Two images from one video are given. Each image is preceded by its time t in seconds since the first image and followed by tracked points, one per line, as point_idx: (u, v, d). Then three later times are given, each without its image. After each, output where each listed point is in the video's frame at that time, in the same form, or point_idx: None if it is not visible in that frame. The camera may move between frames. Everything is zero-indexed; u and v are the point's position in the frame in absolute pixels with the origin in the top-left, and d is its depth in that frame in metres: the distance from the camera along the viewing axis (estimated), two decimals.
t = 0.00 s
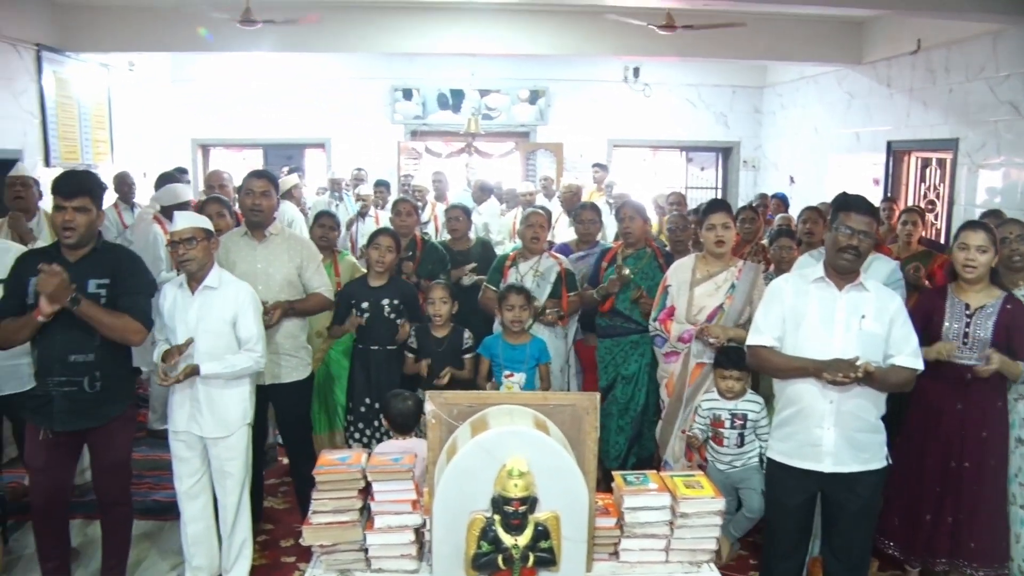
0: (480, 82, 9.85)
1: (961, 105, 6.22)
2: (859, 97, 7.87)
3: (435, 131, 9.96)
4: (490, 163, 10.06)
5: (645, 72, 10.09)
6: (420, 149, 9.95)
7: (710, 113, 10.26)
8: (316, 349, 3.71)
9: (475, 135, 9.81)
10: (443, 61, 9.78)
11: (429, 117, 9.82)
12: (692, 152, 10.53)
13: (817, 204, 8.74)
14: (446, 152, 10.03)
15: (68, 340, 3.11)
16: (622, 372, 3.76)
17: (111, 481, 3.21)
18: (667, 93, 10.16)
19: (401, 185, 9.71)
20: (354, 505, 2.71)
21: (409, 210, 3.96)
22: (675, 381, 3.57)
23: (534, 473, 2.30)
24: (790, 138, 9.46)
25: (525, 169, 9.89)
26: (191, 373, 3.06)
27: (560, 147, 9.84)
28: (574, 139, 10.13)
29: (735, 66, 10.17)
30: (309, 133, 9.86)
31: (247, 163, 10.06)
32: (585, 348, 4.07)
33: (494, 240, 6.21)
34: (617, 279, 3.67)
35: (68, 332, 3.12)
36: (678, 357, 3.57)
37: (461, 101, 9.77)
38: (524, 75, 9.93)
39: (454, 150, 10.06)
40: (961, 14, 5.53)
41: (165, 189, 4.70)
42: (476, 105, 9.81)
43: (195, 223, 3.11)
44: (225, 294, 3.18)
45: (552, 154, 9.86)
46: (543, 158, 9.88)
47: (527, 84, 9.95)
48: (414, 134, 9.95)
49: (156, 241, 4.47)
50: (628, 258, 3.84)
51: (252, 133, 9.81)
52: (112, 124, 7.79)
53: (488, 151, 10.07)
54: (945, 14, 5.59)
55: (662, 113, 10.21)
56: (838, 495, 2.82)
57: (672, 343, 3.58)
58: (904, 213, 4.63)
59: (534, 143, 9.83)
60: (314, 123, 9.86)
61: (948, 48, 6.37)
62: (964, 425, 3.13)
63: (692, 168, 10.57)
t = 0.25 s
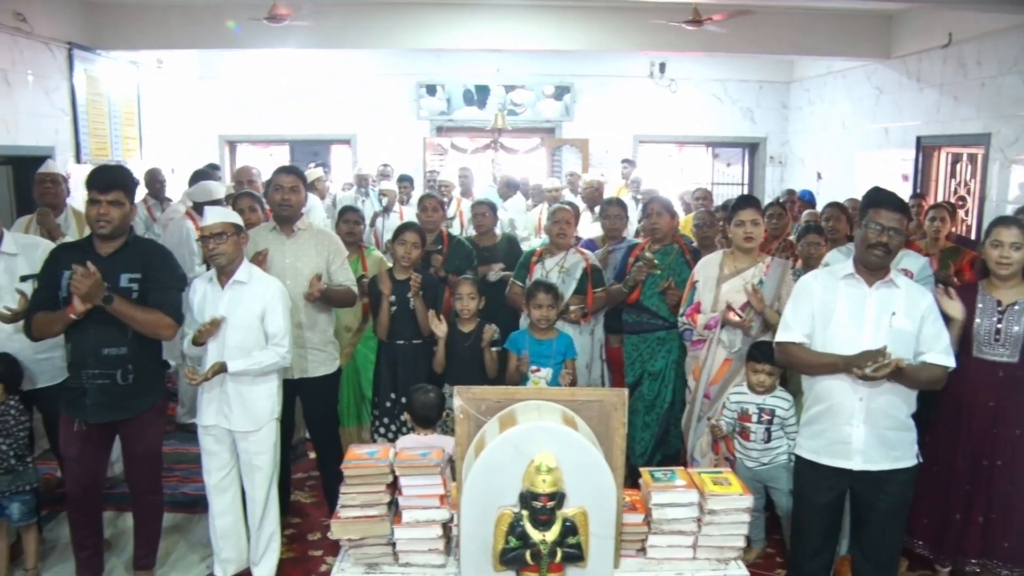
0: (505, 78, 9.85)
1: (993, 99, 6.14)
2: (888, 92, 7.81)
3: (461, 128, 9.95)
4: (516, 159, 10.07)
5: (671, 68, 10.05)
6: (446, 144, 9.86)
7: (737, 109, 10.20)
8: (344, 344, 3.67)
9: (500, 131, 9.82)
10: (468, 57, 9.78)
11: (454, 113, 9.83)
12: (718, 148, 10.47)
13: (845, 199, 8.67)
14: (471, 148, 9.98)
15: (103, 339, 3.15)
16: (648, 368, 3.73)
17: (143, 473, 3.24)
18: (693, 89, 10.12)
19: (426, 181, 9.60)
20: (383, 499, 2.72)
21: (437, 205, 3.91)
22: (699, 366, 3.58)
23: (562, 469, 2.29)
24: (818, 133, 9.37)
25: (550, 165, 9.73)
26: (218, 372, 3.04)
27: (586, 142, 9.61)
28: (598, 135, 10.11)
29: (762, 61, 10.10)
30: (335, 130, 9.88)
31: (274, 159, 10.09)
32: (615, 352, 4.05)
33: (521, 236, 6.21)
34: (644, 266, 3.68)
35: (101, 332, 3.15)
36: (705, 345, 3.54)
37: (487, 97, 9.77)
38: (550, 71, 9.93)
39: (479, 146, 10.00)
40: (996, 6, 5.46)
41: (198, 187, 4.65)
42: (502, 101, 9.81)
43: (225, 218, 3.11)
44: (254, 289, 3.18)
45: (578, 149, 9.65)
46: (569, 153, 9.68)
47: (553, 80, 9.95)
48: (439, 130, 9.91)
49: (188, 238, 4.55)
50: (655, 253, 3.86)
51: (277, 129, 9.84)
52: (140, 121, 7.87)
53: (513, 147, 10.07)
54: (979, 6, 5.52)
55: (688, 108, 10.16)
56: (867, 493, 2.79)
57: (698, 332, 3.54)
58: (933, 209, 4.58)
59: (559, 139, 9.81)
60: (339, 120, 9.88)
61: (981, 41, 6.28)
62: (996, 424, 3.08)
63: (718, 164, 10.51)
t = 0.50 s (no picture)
0: (534, 76, 9.85)
1: None
2: (921, 91, 7.71)
3: (490, 125, 9.97)
4: (544, 157, 10.06)
5: (701, 66, 9.99)
6: (475, 142, 9.87)
7: (767, 107, 10.13)
8: (373, 341, 3.70)
9: (529, 128, 9.83)
10: (498, 55, 9.79)
11: (483, 110, 9.84)
12: (748, 147, 10.40)
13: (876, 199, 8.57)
14: (500, 146, 10.00)
15: (137, 332, 3.12)
16: (676, 368, 3.77)
17: (174, 465, 3.28)
18: (723, 87, 10.06)
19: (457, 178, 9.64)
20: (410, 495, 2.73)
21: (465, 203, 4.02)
22: (731, 380, 3.57)
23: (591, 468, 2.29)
24: (850, 133, 9.27)
25: (579, 163, 9.77)
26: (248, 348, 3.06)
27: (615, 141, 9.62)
28: (626, 133, 10.09)
29: (793, 60, 10.02)
30: (364, 127, 9.90)
31: (303, 156, 10.14)
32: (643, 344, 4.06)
33: (550, 234, 6.21)
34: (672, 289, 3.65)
35: (135, 325, 3.12)
36: (735, 354, 3.56)
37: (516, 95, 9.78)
38: (579, 69, 9.91)
39: (508, 144, 10.01)
40: None
41: (226, 181, 4.66)
42: (531, 99, 9.85)
43: (256, 213, 3.14)
44: (283, 284, 3.19)
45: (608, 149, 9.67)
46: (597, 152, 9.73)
47: (582, 78, 9.94)
48: (468, 127, 9.94)
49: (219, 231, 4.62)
50: (684, 254, 3.84)
51: (306, 126, 9.88)
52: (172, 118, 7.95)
53: (542, 144, 10.06)
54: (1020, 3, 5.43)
55: (717, 107, 10.11)
56: (898, 497, 2.75)
57: (729, 340, 3.55)
58: (965, 211, 4.51)
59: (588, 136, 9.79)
60: (369, 117, 9.91)
61: (1016, 40, 6.15)
62: None
63: (748, 163, 10.44)
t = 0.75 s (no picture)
0: (569, 67, 9.80)
1: None
2: (965, 81, 7.55)
3: (525, 117, 9.94)
4: (579, 149, 10.07)
5: (738, 58, 9.89)
6: (511, 134, 9.92)
7: (804, 99, 10.01)
8: (408, 333, 3.75)
9: (566, 121, 9.79)
10: (532, 47, 9.71)
11: (519, 102, 9.81)
12: (785, 139, 10.29)
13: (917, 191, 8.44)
14: (536, 138, 10.00)
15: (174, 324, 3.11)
16: (714, 363, 3.73)
17: (212, 456, 3.30)
18: (760, 79, 9.95)
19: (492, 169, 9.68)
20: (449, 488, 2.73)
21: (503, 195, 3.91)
22: (770, 374, 3.54)
23: (630, 461, 2.27)
24: (891, 125, 9.11)
25: (615, 156, 9.85)
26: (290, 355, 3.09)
27: (651, 133, 9.82)
28: (661, 125, 10.01)
29: (833, 50, 9.88)
30: (399, 119, 9.87)
31: (340, 148, 10.10)
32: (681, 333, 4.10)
33: (587, 226, 6.21)
34: (711, 270, 3.63)
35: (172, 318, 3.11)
36: (775, 349, 3.52)
37: (551, 87, 9.75)
38: (615, 61, 9.84)
39: (544, 136, 10.03)
40: None
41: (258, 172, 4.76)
42: (566, 91, 9.74)
43: (295, 206, 3.11)
44: (323, 277, 3.18)
45: (643, 140, 9.83)
46: (633, 144, 9.83)
47: (618, 70, 9.86)
48: (504, 119, 9.90)
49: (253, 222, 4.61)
50: (723, 247, 3.80)
51: (341, 118, 9.84)
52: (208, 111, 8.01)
53: (578, 137, 10.05)
54: None
55: (754, 98, 10.00)
56: (940, 496, 2.68)
57: (769, 335, 3.52)
58: (1009, 204, 4.43)
59: (624, 129, 9.75)
60: (404, 109, 9.86)
61: None
62: None
63: (785, 155, 10.34)
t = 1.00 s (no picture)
0: (597, 60, 9.73)
1: None
2: (1001, 70, 7.34)
3: (553, 109, 9.94)
4: (607, 141, 10.04)
5: (768, 48, 9.72)
6: (539, 126, 9.94)
7: (835, 90, 9.85)
8: (437, 324, 3.74)
9: (594, 112, 9.74)
10: (560, 39, 9.68)
11: (547, 94, 9.78)
12: (815, 131, 10.17)
13: (950, 183, 8.28)
14: (564, 130, 10.03)
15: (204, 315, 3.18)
16: (743, 355, 3.72)
17: (244, 446, 3.32)
18: (790, 70, 9.80)
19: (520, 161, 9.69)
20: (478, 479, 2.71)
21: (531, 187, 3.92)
22: (799, 354, 3.48)
23: (661, 455, 2.26)
24: (924, 115, 8.96)
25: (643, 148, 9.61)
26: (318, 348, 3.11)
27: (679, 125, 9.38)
28: (689, 117, 9.92)
29: (865, 40, 9.70)
30: (429, 110, 9.87)
31: (368, 141, 10.17)
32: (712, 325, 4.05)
33: (615, 218, 6.18)
34: (741, 250, 3.58)
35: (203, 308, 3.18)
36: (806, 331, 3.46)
37: (579, 79, 9.72)
38: (643, 52, 9.76)
39: (572, 128, 10.04)
40: None
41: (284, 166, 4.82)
42: (594, 83, 9.76)
43: (325, 198, 3.11)
44: (353, 268, 3.18)
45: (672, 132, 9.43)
46: (662, 136, 9.47)
47: (645, 61, 9.79)
48: (532, 111, 9.92)
49: (282, 216, 4.63)
50: (753, 238, 3.76)
51: (371, 111, 9.89)
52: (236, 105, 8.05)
53: (606, 129, 10.05)
54: None
55: (784, 90, 9.86)
56: (974, 491, 2.63)
57: (800, 318, 3.46)
58: None
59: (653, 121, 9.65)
60: (432, 101, 9.86)
61: None
62: None
63: (815, 148, 10.22)
